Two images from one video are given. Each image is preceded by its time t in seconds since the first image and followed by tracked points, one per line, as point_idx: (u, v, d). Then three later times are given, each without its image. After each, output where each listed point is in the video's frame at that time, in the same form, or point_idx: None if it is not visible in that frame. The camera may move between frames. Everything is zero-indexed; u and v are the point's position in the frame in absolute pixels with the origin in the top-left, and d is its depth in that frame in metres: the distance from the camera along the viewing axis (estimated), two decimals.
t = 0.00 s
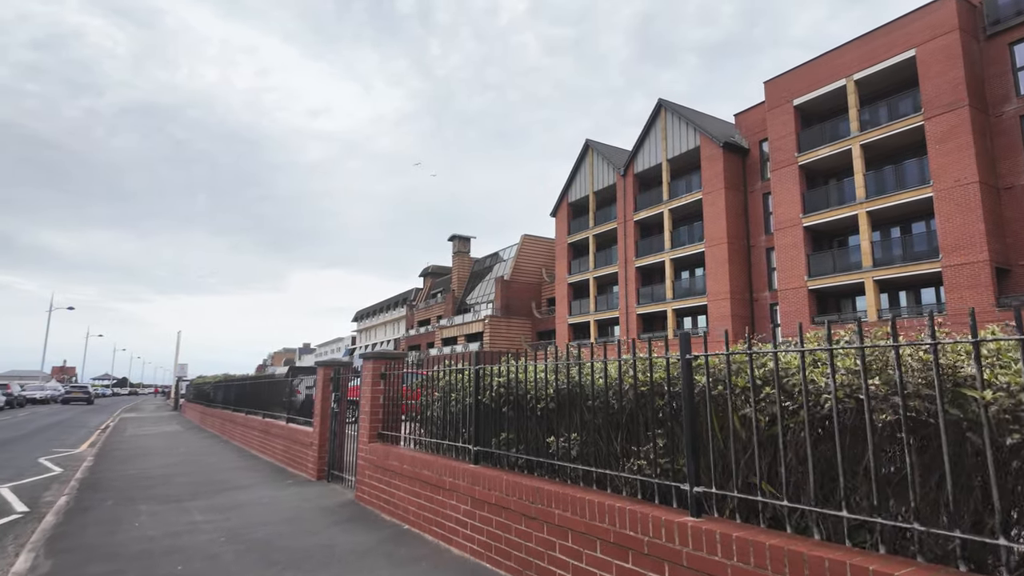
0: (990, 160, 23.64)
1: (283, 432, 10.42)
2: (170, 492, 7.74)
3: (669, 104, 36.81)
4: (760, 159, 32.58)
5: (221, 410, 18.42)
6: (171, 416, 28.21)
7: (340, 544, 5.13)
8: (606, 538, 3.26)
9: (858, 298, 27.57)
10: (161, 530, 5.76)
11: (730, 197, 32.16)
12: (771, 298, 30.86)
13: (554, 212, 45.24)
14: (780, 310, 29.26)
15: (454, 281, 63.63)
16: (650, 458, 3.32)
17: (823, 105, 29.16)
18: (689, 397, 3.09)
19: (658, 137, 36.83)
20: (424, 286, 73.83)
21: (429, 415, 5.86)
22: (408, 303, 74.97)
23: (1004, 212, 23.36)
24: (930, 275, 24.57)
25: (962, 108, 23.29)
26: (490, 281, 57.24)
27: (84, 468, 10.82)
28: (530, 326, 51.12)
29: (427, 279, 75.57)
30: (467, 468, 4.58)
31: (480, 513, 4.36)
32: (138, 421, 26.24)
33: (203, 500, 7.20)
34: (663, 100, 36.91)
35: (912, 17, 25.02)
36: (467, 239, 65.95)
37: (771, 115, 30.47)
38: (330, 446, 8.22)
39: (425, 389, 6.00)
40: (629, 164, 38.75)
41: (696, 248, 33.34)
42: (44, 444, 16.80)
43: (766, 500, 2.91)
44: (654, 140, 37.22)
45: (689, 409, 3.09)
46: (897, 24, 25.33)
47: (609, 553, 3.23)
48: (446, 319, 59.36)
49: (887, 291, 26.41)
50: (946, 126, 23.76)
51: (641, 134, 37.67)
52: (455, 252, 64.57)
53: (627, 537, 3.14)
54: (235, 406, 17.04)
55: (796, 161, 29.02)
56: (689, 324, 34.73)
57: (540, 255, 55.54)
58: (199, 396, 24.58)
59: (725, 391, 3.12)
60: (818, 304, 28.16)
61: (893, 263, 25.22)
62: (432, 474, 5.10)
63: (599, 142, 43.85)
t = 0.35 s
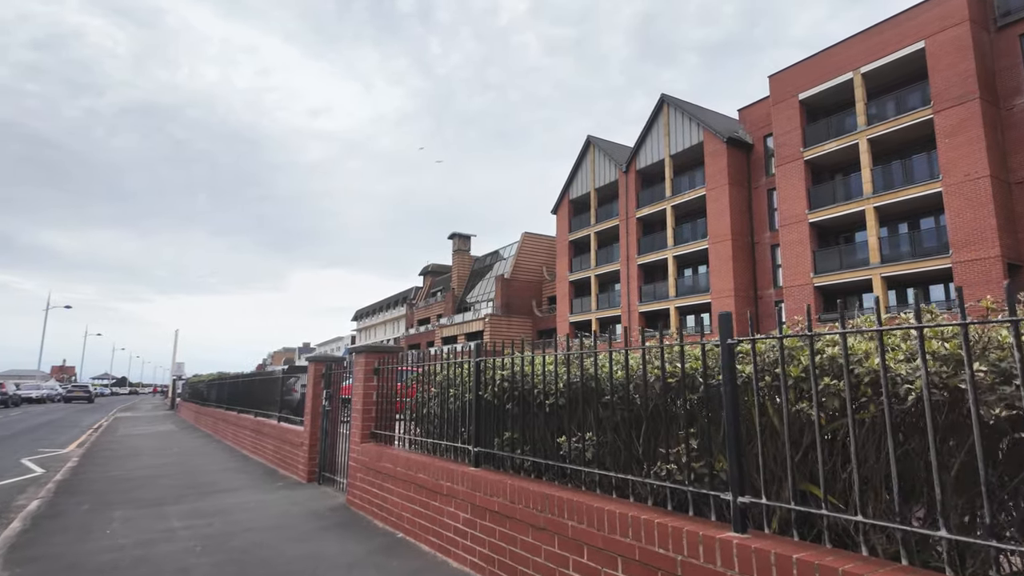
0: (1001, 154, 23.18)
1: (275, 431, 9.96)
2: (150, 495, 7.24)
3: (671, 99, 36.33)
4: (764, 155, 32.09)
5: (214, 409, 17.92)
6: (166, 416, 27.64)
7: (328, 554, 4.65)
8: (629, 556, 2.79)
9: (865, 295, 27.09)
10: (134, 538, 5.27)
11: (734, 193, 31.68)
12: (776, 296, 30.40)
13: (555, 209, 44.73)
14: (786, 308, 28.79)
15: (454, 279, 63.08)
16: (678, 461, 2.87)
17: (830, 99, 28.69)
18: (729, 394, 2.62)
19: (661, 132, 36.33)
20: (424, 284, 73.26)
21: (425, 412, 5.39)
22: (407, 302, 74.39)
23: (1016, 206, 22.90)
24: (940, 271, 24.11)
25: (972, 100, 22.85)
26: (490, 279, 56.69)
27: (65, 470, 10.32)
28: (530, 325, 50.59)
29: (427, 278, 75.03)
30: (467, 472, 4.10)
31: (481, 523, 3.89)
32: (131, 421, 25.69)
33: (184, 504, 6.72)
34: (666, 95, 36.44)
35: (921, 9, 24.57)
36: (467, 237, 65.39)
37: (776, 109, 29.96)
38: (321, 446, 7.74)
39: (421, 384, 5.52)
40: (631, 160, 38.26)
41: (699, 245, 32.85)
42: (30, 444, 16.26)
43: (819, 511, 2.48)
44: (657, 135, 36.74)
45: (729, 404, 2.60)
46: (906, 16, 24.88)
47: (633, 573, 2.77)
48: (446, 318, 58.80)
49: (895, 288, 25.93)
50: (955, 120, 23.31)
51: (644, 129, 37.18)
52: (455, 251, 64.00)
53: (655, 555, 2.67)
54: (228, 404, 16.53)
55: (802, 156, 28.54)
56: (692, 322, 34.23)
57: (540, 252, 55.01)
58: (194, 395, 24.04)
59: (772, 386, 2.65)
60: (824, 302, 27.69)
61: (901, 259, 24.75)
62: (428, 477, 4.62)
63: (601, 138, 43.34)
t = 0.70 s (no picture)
0: (1015, 151, 22.68)
1: (270, 438, 9.51)
2: (132, 510, 6.77)
3: (676, 97, 35.86)
4: (771, 153, 31.61)
5: (210, 412, 17.47)
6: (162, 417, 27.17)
7: None
8: None
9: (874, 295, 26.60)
10: (106, 562, 4.81)
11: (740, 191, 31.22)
12: (783, 295, 29.90)
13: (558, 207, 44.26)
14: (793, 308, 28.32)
15: (455, 279, 62.59)
16: (735, 492, 2.48)
17: (838, 96, 28.22)
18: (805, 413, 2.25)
19: (666, 130, 35.86)
20: (425, 284, 72.80)
21: (427, 424, 4.93)
22: (409, 301, 73.91)
23: None
24: (952, 271, 23.62)
25: (986, 96, 22.38)
26: (492, 279, 56.15)
27: (50, 478, 9.85)
28: (533, 324, 50.10)
29: (428, 278, 74.52)
30: (475, 495, 3.65)
31: (492, 555, 3.43)
32: (126, 422, 25.23)
33: (168, 520, 6.25)
34: (671, 93, 35.97)
35: (932, 3, 24.11)
36: (469, 236, 64.91)
37: (783, 106, 29.47)
38: (316, 455, 7.28)
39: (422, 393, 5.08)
40: (635, 158, 37.78)
41: (705, 244, 32.36)
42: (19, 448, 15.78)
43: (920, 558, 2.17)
44: (661, 133, 36.27)
45: (808, 426, 2.20)
46: (917, 10, 24.42)
47: None
48: (447, 318, 58.30)
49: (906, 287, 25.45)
50: (971, 116, 22.86)
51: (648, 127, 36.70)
52: (457, 250, 63.52)
53: None
54: (224, 407, 16.08)
55: (810, 153, 28.04)
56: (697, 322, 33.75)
57: (543, 252, 54.52)
58: (191, 397, 23.62)
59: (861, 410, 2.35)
60: (833, 301, 27.19)
61: (912, 258, 24.27)
62: (431, 498, 4.15)
63: (604, 136, 42.84)
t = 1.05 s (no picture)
0: None
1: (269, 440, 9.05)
2: (118, 517, 6.34)
3: (683, 93, 35.33)
4: (781, 149, 31.07)
5: (209, 412, 17.06)
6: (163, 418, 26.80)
7: None
8: None
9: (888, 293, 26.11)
10: None
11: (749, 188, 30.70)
12: (794, 294, 29.38)
13: (563, 206, 43.79)
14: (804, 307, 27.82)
15: (459, 278, 62.17)
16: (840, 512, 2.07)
17: (850, 91, 27.68)
18: (937, 414, 1.90)
19: (673, 127, 35.35)
20: (429, 284, 72.41)
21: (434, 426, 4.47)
22: (412, 301, 73.52)
23: None
24: (969, 269, 23.11)
25: (1005, 89, 21.84)
26: (496, 278, 55.72)
27: (38, 481, 9.44)
28: (537, 324, 49.65)
29: (432, 278, 74.10)
30: (495, 509, 3.18)
31: None
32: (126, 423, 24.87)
33: (155, 529, 5.82)
34: (678, 89, 35.44)
35: None
36: (473, 236, 64.46)
37: (793, 101, 28.92)
38: (316, 458, 6.81)
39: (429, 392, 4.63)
40: (641, 156, 37.28)
41: (713, 242, 31.87)
42: (13, 448, 15.39)
43: None
44: (669, 130, 35.76)
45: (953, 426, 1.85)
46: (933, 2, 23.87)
47: None
48: (451, 318, 57.91)
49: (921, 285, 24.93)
50: (988, 109, 22.31)
51: (655, 124, 36.20)
52: (461, 249, 63.07)
53: None
54: (224, 407, 15.64)
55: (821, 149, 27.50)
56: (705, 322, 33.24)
57: (547, 251, 54.06)
58: (191, 397, 23.26)
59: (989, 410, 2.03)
60: (845, 300, 26.69)
61: (927, 256, 23.76)
62: (443, 510, 3.69)
63: (610, 134, 42.34)
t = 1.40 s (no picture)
0: None
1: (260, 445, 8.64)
2: (97, 530, 5.89)
3: (687, 89, 34.97)
4: (786, 146, 30.65)
5: (203, 414, 16.61)
6: (159, 419, 26.36)
7: None
8: None
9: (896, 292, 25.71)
10: None
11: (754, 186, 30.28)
12: (799, 294, 28.94)
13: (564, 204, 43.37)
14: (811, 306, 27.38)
15: (459, 278, 61.74)
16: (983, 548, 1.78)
17: (857, 87, 27.28)
18: None
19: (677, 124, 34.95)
20: (429, 284, 72.02)
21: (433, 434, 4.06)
22: (412, 301, 73.12)
23: None
24: (979, 267, 22.70)
25: (1018, 83, 21.41)
26: (497, 278, 55.30)
27: (20, 488, 8.99)
28: (538, 324, 49.21)
29: (432, 278, 73.68)
30: (512, 533, 2.73)
31: None
32: (121, 425, 24.43)
33: (136, 543, 5.38)
34: (681, 85, 35.07)
35: None
36: (473, 235, 64.03)
37: (799, 97, 28.52)
38: (309, 466, 6.33)
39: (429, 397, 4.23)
40: (644, 153, 36.86)
41: (717, 241, 31.44)
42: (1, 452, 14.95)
43: None
44: (672, 127, 35.35)
45: None
46: None
47: None
48: (451, 317, 57.49)
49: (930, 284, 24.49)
50: (1003, 103, 21.82)
51: (658, 121, 35.81)
52: (461, 249, 62.64)
53: None
54: (217, 409, 15.20)
55: (828, 145, 27.08)
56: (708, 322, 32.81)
57: (548, 250, 53.64)
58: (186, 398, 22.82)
59: None
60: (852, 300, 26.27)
61: (937, 254, 23.34)
62: (450, 532, 3.25)
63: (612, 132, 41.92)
